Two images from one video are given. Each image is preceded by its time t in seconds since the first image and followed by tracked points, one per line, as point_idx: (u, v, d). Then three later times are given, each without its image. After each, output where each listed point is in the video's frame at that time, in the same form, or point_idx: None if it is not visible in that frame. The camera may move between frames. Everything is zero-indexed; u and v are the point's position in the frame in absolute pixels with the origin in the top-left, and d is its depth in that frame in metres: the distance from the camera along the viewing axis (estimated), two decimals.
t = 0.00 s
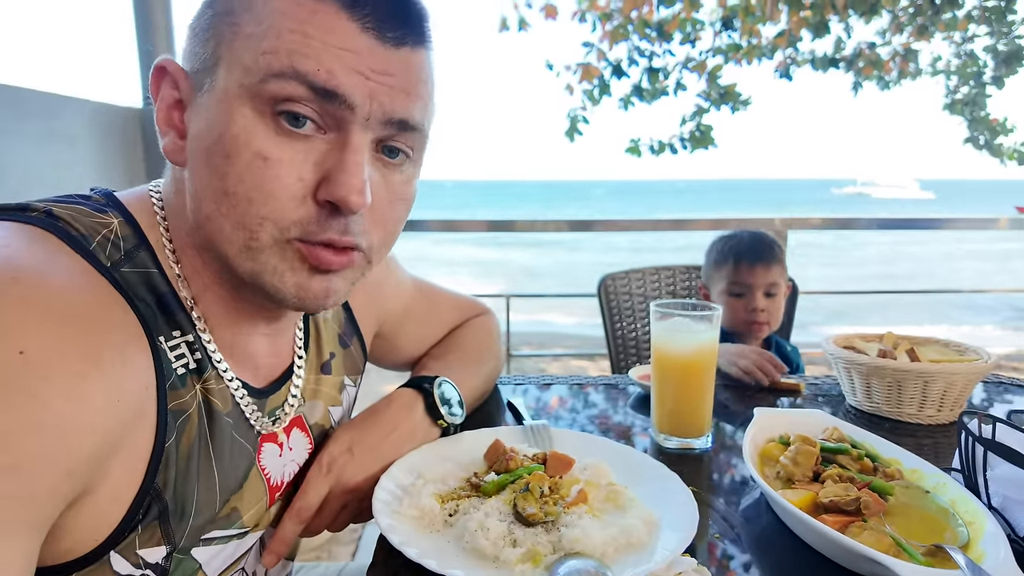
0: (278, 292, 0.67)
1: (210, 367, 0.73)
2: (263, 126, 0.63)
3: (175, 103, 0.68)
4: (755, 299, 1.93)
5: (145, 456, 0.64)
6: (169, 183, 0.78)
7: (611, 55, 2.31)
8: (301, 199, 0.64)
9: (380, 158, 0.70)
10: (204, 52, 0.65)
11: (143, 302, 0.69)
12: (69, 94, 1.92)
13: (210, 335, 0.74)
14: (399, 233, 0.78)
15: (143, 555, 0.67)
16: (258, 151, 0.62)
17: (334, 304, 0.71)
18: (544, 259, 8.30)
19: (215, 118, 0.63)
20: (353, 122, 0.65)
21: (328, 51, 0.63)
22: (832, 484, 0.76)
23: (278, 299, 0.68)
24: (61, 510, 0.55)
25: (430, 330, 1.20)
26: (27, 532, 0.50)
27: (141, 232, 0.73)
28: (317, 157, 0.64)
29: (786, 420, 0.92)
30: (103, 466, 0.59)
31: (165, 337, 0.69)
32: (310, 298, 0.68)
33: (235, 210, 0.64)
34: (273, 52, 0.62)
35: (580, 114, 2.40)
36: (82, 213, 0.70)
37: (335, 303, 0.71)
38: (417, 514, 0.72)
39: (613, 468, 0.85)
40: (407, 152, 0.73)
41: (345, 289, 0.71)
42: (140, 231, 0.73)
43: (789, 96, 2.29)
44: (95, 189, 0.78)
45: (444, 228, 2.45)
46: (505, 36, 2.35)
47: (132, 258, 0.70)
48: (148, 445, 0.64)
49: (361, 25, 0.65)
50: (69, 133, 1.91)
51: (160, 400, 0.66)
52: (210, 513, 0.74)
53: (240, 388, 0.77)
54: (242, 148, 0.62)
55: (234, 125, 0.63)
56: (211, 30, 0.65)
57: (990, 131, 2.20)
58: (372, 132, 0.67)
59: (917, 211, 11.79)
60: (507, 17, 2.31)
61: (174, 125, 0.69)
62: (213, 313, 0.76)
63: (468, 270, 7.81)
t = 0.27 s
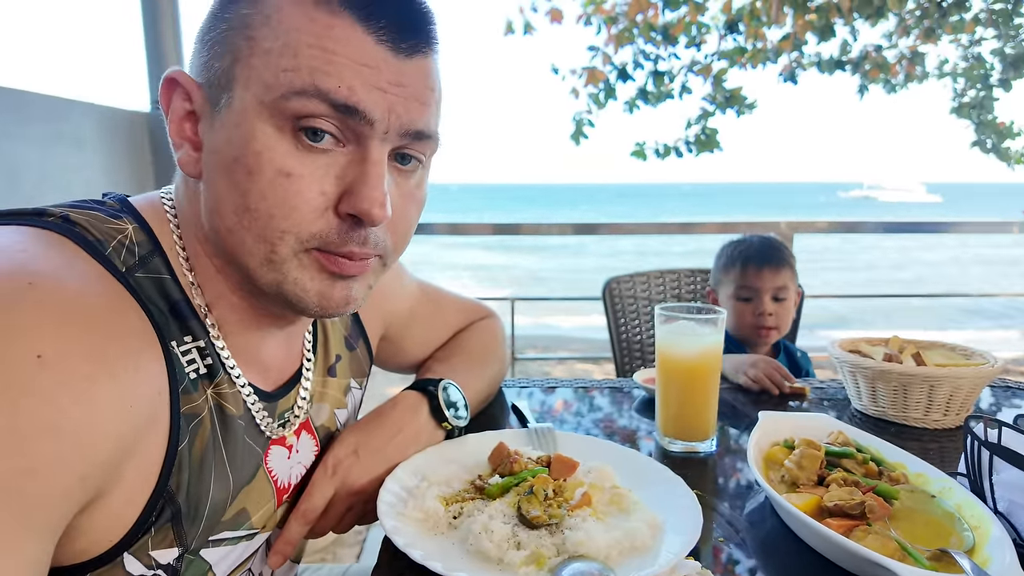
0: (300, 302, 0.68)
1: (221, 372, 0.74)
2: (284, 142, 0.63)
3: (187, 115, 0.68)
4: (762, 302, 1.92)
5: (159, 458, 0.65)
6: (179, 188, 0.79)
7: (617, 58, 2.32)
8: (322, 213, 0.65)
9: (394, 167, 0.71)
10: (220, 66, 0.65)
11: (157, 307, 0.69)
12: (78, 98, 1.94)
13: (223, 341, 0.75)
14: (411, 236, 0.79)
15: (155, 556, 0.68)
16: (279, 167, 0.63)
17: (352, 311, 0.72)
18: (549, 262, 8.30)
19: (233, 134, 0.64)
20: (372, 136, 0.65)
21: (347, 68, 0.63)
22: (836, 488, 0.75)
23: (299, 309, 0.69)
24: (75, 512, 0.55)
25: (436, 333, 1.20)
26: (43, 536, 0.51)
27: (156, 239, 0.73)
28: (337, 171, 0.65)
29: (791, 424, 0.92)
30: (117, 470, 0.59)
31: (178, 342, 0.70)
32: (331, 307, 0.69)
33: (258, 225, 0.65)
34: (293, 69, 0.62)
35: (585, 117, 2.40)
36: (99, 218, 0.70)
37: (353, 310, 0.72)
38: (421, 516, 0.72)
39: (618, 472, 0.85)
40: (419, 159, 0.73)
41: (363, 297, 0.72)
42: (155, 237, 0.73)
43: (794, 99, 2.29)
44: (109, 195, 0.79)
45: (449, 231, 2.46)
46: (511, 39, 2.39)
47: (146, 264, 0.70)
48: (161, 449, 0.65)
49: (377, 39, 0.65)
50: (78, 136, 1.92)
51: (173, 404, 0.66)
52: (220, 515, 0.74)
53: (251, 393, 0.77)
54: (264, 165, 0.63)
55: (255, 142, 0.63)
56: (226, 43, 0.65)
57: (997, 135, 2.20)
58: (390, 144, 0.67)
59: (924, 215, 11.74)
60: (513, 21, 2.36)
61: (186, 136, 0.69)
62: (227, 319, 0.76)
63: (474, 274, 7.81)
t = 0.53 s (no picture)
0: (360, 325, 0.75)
1: (219, 374, 0.74)
2: (379, 198, 0.67)
3: (256, 146, 0.66)
4: (765, 306, 1.92)
5: (155, 459, 0.65)
6: (200, 195, 0.75)
7: (621, 62, 2.32)
8: (398, 254, 0.72)
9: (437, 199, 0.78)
10: (317, 112, 0.64)
11: (153, 309, 0.69)
12: (85, 102, 1.95)
13: (223, 346, 0.74)
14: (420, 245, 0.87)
15: (151, 557, 0.67)
16: (376, 221, 0.68)
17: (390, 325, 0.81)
18: (554, 265, 8.30)
19: (333, 185, 0.65)
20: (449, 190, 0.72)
21: (445, 135, 0.68)
22: (843, 493, 0.75)
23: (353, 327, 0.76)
24: (70, 513, 0.56)
25: (439, 336, 1.21)
26: (36, 536, 0.51)
27: (155, 242, 0.73)
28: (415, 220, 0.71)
29: (795, 428, 0.91)
30: (112, 471, 0.59)
31: (173, 343, 0.70)
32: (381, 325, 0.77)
33: (343, 266, 0.70)
34: (406, 140, 0.65)
35: (590, 121, 2.40)
36: (96, 221, 0.70)
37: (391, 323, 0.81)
38: (426, 520, 0.72)
39: (620, 477, 0.84)
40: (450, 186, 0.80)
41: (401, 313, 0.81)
42: (154, 240, 0.73)
43: (800, 103, 2.29)
44: (108, 200, 0.79)
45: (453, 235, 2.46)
46: (515, 43, 2.41)
47: (143, 265, 0.70)
48: (157, 450, 0.65)
49: (461, 103, 0.70)
50: (88, 140, 1.94)
51: (169, 405, 0.66)
52: (217, 517, 0.74)
53: (250, 396, 0.77)
54: (363, 218, 0.67)
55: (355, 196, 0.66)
56: (328, 92, 0.64)
57: (1004, 139, 2.19)
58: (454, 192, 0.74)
59: (931, 218, 11.68)
60: (518, 26, 2.37)
61: (249, 166, 0.67)
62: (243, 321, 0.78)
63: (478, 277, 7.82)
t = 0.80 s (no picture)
0: (344, 315, 0.71)
1: (224, 373, 0.74)
2: (347, 173, 0.64)
3: (229, 128, 0.66)
4: (758, 303, 1.90)
5: (161, 458, 0.65)
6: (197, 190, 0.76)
7: (625, 64, 2.33)
8: (376, 238, 0.67)
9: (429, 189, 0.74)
10: (279, 88, 0.63)
11: (160, 308, 0.69)
12: (91, 104, 1.96)
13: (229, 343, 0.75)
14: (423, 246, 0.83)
15: (157, 555, 0.68)
16: (343, 197, 0.65)
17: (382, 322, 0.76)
18: (557, 267, 8.30)
19: (296, 160, 0.64)
20: (426, 169, 0.68)
21: (415, 107, 0.65)
22: (845, 496, 0.75)
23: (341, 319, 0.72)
24: (77, 511, 0.56)
25: (441, 337, 1.21)
26: (44, 535, 0.51)
27: (161, 242, 0.73)
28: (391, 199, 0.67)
29: (799, 430, 0.91)
30: (119, 470, 0.59)
31: (180, 343, 0.70)
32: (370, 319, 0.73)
33: (314, 247, 0.66)
34: (366, 107, 0.63)
35: (594, 123, 2.40)
36: (104, 222, 0.71)
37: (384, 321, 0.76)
38: (426, 522, 0.72)
39: (624, 479, 0.84)
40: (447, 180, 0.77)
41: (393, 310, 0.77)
42: (160, 240, 0.74)
43: (803, 106, 2.29)
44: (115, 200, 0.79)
45: (456, 237, 2.46)
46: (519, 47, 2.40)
47: (150, 265, 0.70)
48: (162, 449, 0.65)
49: (436, 78, 0.67)
50: (92, 142, 1.95)
51: (175, 404, 0.66)
52: (222, 516, 0.74)
53: (254, 395, 0.77)
54: (328, 194, 0.64)
55: (319, 171, 0.64)
56: (289, 67, 0.63)
57: (1010, 141, 2.18)
58: (437, 174, 0.70)
59: (937, 220, 11.60)
60: (521, 29, 2.36)
61: (226, 150, 0.67)
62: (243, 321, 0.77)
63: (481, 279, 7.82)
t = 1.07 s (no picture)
0: (285, 301, 0.69)
1: (224, 373, 0.75)
2: (264, 141, 0.64)
3: (184, 117, 0.72)
4: (753, 295, 1.91)
5: (161, 458, 0.65)
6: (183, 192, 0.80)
7: (628, 67, 2.33)
8: (303, 210, 0.66)
9: (383, 165, 0.71)
10: (207, 69, 0.67)
11: (160, 307, 0.70)
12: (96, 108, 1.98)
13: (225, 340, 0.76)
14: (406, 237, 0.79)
15: (156, 556, 0.68)
16: (260, 166, 0.64)
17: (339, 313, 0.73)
18: (561, 270, 8.31)
19: (221, 136, 0.65)
20: (352, 133, 0.66)
21: (325, 63, 0.64)
22: (847, 498, 0.75)
23: (286, 309, 0.70)
24: (77, 511, 0.56)
25: (444, 339, 1.21)
26: (45, 535, 0.51)
27: (160, 241, 0.75)
28: (318, 169, 0.66)
29: (801, 433, 0.91)
30: (118, 470, 0.60)
31: (181, 342, 0.71)
32: (314, 308, 0.70)
33: (241, 224, 0.66)
34: (271, 67, 0.63)
35: (598, 126, 2.40)
36: (105, 221, 0.71)
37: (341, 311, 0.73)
38: (429, 523, 0.72)
39: (625, 481, 0.84)
40: (409, 156, 0.74)
41: (351, 298, 0.73)
42: (159, 239, 0.75)
43: (806, 109, 2.29)
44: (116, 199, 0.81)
45: (460, 240, 2.47)
46: (523, 50, 2.43)
47: (151, 265, 0.72)
48: (163, 449, 0.66)
49: (356, 33, 0.66)
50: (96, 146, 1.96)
51: (175, 404, 0.67)
52: (222, 517, 0.75)
53: (253, 394, 0.78)
54: (246, 164, 0.64)
55: (236, 142, 0.64)
56: (213, 48, 0.66)
57: (1016, 144, 2.17)
58: (371, 140, 0.68)
59: (943, 223, 11.57)
60: (525, 33, 2.39)
61: (183, 139, 0.72)
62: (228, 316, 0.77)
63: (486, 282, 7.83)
